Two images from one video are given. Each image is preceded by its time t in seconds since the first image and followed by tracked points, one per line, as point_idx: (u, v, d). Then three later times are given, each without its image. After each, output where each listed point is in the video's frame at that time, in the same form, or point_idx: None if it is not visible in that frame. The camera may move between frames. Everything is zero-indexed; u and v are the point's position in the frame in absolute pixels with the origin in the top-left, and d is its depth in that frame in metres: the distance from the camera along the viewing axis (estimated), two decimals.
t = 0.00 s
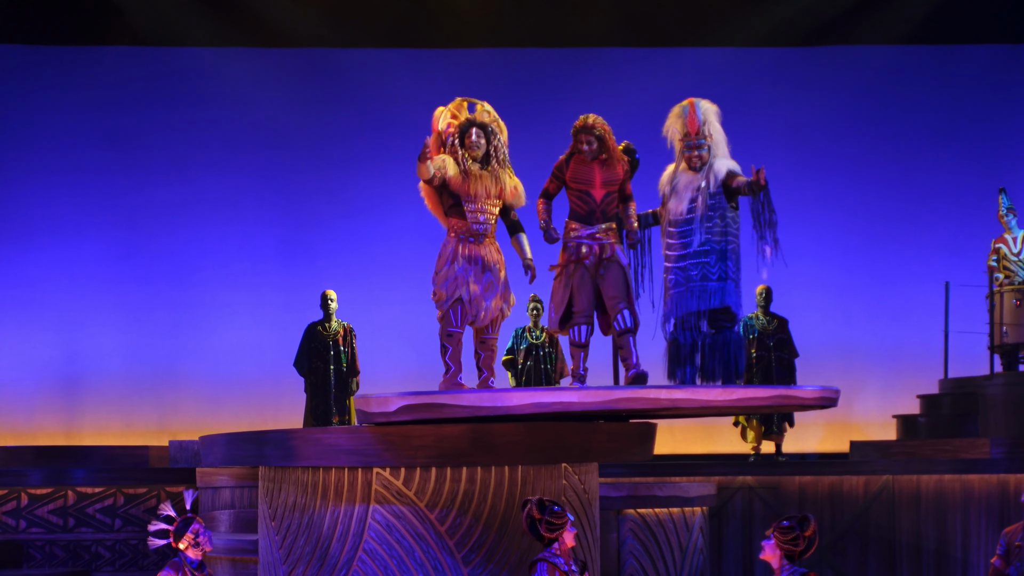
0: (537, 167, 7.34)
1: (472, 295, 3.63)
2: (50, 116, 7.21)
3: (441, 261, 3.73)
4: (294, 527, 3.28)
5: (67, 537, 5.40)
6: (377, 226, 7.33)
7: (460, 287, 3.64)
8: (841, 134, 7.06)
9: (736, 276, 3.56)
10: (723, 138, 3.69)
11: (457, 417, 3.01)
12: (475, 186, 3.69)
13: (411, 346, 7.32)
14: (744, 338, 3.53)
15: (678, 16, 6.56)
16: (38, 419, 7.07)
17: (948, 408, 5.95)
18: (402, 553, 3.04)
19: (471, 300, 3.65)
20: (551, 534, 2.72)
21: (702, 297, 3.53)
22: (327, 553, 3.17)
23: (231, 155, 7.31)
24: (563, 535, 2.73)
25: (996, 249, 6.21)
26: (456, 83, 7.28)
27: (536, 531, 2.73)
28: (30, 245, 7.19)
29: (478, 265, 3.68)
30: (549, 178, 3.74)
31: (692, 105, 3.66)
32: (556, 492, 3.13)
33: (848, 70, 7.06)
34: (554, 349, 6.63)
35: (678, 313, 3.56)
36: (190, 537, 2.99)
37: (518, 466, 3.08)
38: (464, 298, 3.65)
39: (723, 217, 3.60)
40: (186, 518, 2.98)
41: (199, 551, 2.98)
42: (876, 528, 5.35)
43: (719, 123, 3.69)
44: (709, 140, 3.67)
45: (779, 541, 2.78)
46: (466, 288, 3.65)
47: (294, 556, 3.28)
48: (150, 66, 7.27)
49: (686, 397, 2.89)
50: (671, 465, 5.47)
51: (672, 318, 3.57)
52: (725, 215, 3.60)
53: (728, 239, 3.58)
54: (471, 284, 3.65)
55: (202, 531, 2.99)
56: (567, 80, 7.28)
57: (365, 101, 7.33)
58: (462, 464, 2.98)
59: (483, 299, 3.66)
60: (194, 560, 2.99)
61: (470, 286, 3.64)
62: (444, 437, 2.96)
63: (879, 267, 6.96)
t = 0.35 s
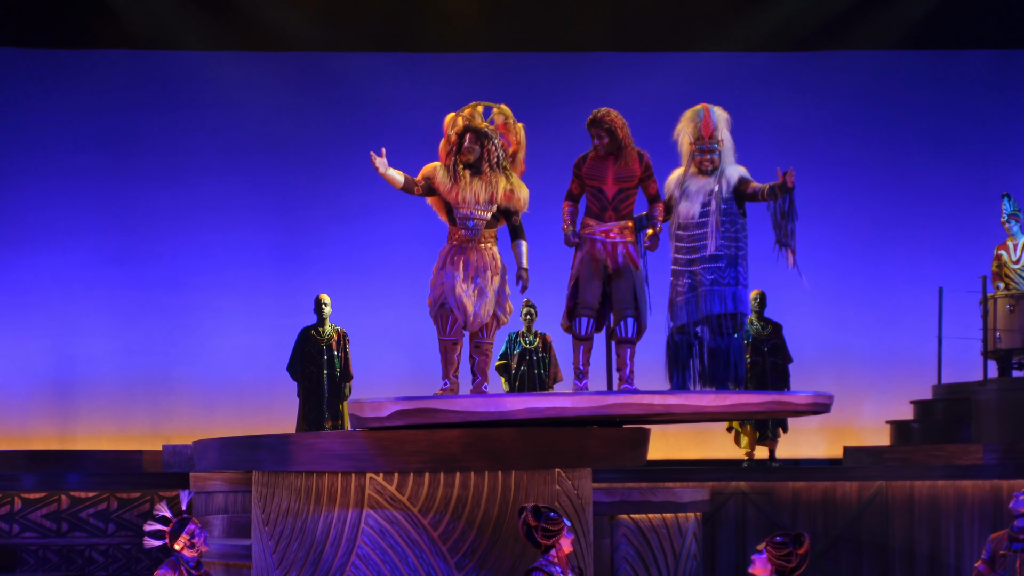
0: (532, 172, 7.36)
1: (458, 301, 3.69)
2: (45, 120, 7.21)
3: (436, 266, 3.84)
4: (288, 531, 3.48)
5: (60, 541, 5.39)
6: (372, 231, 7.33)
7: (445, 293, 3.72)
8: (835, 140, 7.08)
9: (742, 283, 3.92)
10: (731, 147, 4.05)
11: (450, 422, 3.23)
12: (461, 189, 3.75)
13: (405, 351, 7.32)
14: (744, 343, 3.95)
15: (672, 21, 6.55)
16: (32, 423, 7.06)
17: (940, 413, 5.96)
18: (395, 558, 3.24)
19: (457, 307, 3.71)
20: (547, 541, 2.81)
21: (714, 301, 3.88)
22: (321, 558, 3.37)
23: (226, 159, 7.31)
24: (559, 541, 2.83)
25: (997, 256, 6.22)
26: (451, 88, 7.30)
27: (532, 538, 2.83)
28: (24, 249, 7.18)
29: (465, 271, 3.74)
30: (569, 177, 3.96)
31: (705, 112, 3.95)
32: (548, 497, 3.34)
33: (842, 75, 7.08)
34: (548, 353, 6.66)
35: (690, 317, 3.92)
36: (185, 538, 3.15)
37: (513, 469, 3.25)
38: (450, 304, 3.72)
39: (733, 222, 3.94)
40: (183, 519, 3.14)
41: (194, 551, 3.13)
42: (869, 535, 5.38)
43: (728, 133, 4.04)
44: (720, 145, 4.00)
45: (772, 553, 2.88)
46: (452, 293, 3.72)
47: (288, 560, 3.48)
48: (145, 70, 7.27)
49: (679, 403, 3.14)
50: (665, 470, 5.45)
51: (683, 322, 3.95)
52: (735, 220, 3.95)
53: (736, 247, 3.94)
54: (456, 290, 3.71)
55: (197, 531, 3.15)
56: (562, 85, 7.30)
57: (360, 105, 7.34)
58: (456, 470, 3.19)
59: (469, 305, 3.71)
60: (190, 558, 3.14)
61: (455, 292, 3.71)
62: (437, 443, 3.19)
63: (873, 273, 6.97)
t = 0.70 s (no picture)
0: (524, 177, 7.37)
1: (436, 307, 3.79)
2: (36, 124, 7.21)
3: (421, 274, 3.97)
4: (277, 537, 3.58)
5: (48, 547, 5.36)
6: (362, 236, 7.34)
7: (425, 299, 3.83)
8: (825, 145, 7.10)
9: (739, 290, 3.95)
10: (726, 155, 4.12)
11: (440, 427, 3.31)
12: (439, 195, 3.89)
13: (395, 357, 7.33)
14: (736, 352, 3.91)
15: (662, 27, 6.56)
16: (21, 427, 7.03)
17: (930, 420, 5.91)
18: (384, 564, 3.34)
19: (436, 312, 3.81)
20: (507, 507, 2.96)
21: (712, 306, 3.88)
22: (310, 563, 3.46)
23: (217, 163, 7.32)
24: (521, 509, 2.99)
25: (991, 259, 6.30)
26: (442, 93, 7.31)
27: (493, 504, 2.97)
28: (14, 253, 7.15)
29: (444, 277, 3.83)
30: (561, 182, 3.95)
31: (706, 118, 4.04)
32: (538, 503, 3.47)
33: (832, 81, 7.09)
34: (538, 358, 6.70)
35: (687, 317, 3.91)
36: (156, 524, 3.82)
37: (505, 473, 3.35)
38: (432, 312, 3.82)
39: (732, 227, 3.99)
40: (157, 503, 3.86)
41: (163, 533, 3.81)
42: (858, 541, 5.29)
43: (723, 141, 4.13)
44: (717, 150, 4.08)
45: (778, 504, 3.44)
46: (431, 298, 3.83)
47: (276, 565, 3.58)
48: (136, 74, 7.27)
49: (669, 409, 3.21)
50: (654, 476, 5.45)
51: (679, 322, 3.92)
52: (734, 225, 4.00)
53: (734, 253, 3.98)
54: (434, 297, 3.81)
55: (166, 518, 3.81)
56: (553, 90, 7.31)
57: (352, 110, 7.34)
58: (447, 475, 3.32)
59: (447, 311, 3.80)
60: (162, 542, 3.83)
61: (433, 298, 3.81)
62: (428, 448, 3.32)
63: (863, 279, 6.98)
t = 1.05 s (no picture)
0: (516, 180, 7.37)
1: (420, 311, 3.80)
2: (27, 127, 7.21)
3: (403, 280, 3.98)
4: (266, 541, 3.59)
5: (37, 550, 5.34)
6: (355, 239, 7.36)
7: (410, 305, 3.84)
8: (817, 149, 7.11)
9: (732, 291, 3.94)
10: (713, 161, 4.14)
11: (430, 430, 3.29)
12: (421, 200, 3.89)
13: (386, 360, 7.33)
14: (728, 353, 3.91)
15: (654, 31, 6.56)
16: (10, 430, 7.02)
17: (919, 422, 5.96)
18: (373, 567, 3.35)
19: (420, 316, 3.82)
20: (481, 502, 2.99)
21: (703, 307, 3.89)
22: (299, 566, 3.47)
23: (209, 167, 7.33)
24: (496, 505, 3.00)
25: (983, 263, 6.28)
26: (434, 96, 7.31)
27: (469, 499, 3.01)
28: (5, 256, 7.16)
29: (427, 281, 3.84)
30: (551, 184, 3.92)
31: (696, 123, 4.07)
32: (528, 507, 3.47)
33: (823, 84, 7.10)
34: (529, 361, 6.74)
35: (679, 320, 3.91)
36: (120, 498, 3.89)
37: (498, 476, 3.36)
38: (417, 316, 3.83)
39: (723, 230, 4.01)
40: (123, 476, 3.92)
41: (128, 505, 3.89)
42: (848, 543, 5.35)
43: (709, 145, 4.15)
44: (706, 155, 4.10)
45: (791, 483, 3.60)
46: (414, 304, 3.83)
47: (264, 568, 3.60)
48: (127, 77, 7.28)
49: (658, 413, 3.19)
50: (644, 479, 5.45)
51: (672, 325, 3.93)
52: (724, 227, 4.01)
53: (726, 255, 3.98)
54: (417, 301, 3.82)
55: (130, 491, 3.88)
56: (545, 93, 7.32)
57: (344, 113, 7.35)
58: (436, 478, 3.32)
59: (432, 315, 3.80)
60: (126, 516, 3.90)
61: (418, 303, 3.82)
62: (418, 452, 3.32)
63: (853, 282, 6.99)
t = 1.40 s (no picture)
0: (508, 184, 7.38)
1: (415, 316, 3.80)
2: (19, 130, 7.20)
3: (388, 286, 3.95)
4: (257, 544, 3.60)
5: (28, 554, 5.27)
6: (347, 243, 7.38)
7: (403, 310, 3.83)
8: (809, 154, 7.12)
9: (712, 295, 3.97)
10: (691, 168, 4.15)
11: (421, 434, 3.26)
12: (413, 207, 3.90)
13: (378, 364, 7.34)
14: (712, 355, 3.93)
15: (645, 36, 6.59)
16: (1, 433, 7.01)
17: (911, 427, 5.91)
18: (364, 570, 3.34)
19: (414, 322, 3.82)
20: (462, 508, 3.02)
21: (687, 310, 3.92)
22: (290, 570, 3.47)
23: (201, 171, 7.33)
24: (479, 510, 3.01)
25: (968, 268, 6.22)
26: (427, 100, 7.33)
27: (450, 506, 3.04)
28: None
29: (422, 286, 3.85)
30: (538, 189, 3.92)
31: (676, 129, 4.08)
32: (519, 510, 3.48)
33: (815, 89, 7.13)
34: (521, 365, 6.76)
35: (663, 327, 3.93)
36: (98, 493, 3.86)
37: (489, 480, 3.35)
38: (410, 321, 3.82)
39: (702, 236, 4.03)
40: (101, 473, 3.89)
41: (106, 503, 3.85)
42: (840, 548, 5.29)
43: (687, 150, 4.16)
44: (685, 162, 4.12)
45: (794, 493, 3.56)
46: (407, 309, 3.83)
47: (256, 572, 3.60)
48: (120, 81, 7.28)
49: (650, 416, 3.19)
50: (635, 483, 5.46)
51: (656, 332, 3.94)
52: (704, 233, 4.04)
53: (704, 260, 4.01)
54: (412, 306, 3.82)
55: (107, 488, 3.85)
56: (537, 98, 7.34)
57: (337, 117, 7.36)
58: (427, 482, 3.32)
59: (427, 320, 3.81)
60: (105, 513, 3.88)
61: (412, 308, 3.82)
62: (409, 455, 3.32)
63: (844, 287, 7.01)
